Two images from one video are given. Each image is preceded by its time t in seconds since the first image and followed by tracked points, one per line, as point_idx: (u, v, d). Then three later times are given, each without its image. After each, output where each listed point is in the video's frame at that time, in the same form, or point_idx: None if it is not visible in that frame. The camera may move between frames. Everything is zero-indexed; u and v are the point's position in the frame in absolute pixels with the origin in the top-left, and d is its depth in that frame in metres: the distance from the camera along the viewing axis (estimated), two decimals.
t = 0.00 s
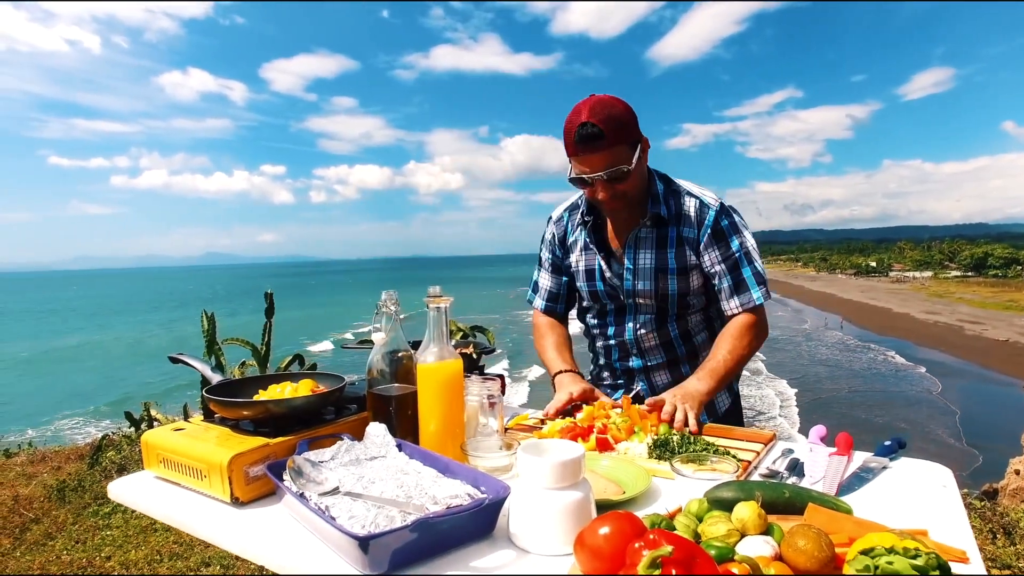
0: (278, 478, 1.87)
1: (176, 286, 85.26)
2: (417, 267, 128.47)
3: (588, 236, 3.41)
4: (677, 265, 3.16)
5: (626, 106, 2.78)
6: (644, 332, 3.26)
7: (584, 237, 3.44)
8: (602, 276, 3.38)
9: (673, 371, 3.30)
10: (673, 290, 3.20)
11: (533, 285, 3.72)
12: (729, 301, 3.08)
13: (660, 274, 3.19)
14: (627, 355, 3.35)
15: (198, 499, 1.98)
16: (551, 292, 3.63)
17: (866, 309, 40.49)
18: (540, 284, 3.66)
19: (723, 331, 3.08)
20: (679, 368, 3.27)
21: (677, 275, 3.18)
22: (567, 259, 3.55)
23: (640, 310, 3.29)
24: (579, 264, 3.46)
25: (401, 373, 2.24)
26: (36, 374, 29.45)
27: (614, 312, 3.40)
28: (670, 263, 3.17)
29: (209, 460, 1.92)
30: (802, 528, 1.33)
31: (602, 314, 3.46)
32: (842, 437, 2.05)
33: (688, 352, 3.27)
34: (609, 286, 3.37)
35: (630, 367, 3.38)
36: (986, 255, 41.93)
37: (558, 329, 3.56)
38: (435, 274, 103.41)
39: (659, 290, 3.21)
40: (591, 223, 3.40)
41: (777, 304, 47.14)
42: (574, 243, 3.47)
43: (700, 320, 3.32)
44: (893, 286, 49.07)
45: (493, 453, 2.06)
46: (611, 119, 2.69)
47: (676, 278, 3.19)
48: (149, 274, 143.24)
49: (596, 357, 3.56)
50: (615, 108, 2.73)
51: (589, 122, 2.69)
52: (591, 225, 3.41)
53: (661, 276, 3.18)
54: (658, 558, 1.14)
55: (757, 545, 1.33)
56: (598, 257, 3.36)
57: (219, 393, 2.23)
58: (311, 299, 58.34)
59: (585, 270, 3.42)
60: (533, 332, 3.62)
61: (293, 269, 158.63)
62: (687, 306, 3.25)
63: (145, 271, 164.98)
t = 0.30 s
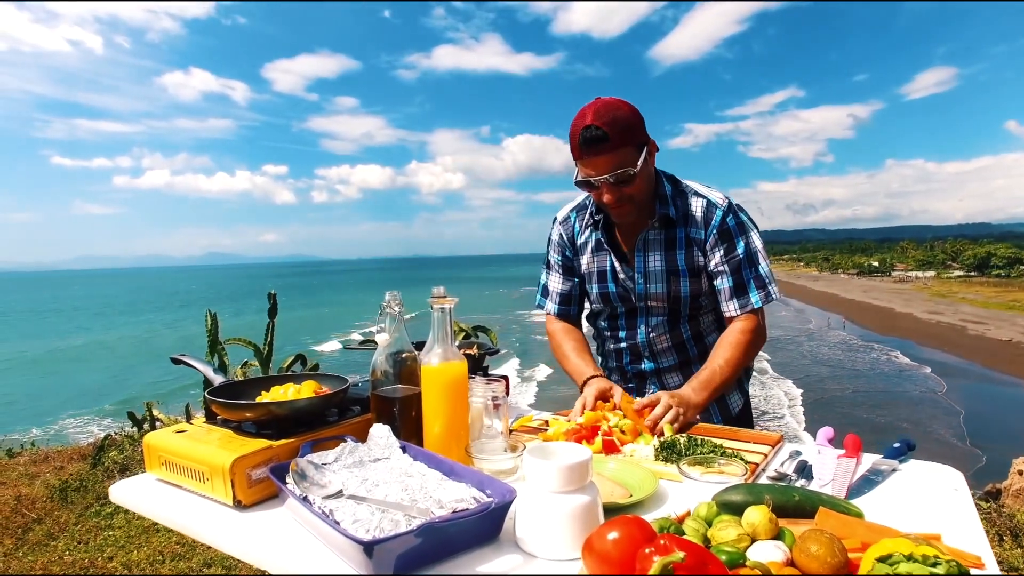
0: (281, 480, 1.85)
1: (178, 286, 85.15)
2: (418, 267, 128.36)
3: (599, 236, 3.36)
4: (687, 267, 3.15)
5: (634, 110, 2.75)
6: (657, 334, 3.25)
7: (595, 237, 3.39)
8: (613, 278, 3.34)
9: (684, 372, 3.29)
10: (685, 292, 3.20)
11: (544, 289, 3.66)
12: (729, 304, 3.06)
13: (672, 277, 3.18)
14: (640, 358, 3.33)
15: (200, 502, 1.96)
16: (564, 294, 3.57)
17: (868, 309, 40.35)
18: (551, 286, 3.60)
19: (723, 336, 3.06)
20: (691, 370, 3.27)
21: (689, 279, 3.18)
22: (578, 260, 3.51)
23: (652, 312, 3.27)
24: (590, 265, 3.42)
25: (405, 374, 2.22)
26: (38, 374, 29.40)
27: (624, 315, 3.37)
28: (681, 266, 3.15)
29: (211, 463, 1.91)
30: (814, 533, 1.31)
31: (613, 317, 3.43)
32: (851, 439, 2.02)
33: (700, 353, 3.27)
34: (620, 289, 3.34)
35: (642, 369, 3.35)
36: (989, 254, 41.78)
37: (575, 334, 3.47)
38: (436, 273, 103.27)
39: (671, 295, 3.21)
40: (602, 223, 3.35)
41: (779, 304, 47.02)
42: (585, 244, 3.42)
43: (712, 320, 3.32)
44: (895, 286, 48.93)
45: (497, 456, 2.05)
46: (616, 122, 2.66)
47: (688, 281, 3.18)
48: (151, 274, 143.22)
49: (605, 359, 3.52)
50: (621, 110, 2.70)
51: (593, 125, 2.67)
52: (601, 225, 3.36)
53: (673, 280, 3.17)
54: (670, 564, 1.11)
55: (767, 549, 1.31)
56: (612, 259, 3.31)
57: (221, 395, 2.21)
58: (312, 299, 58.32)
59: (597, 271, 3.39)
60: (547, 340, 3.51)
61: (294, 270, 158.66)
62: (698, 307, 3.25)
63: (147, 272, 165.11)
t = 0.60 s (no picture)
0: (290, 488, 1.83)
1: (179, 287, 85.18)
2: (419, 267, 128.29)
3: (611, 245, 3.34)
4: (699, 275, 3.14)
5: (639, 120, 2.72)
6: (673, 341, 3.24)
7: (607, 245, 3.36)
8: (626, 286, 3.33)
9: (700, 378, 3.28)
10: (698, 301, 3.19)
11: (559, 299, 3.62)
12: (734, 311, 3.04)
13: (683, 286, 3.18)
14: (656, 365, 3.32)
15: (206, 510, 1.94)
16: (582, 304, 3.53)
17: (869, 309, 40.31)
18: (567, 295, 3.57)
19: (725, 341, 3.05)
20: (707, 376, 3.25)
21: (700, 287, 3.16)
22: (591, 268, 3.48)
23: (666, 320, 3.27)
24: (604, 274, 3.40)
25: (414, 379, 2.20)
26: (37, 375, 29.41)
27: (639, 323, 3.36)
28: (692, 274, 3.14)
29: (219, 470, 1.88)
30: (836, 544, 1.29)
31: (627, 324, 3.43)
32: (866, 445, 1.99)
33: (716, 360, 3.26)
34: (634, 298, 3.33)
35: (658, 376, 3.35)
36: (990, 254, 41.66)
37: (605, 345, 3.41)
38: (437, 274, 103.25)
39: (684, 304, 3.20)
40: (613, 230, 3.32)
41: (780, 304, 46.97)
42: (597, 252, 3.40)
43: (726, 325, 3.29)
44: (896, 286, 48.86)
45: (508, 462, 2.02)
46: (620, 134, 2.64)
47: (700, 289, 3.17)
48: (151, 274, 143.32)
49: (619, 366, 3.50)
50: (625, 123, 2.68)
51: (598, 138, 2.64)
52: (611, 233, 3.33)
53: (685, 288, 3.16)
54: None
55: (790, 561, 1.29)
56: (625, 266, 3.29)
57: (227, 401, 2.19)
58: (313, 300, 58.28)
59: (611, 279, 3.38)
60: (572, 350, 3.45)
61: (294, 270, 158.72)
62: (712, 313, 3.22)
63: (148, 272, 165.18)
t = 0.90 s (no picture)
0: (306, 487, 1.82)
1: (179, 287, 85.18)
2: (419, 267, 128.23)
3: (627, 265, 3.33)
4: (715, 292, 3.14)
5: (648, 143, 2.71)
6: (694, 354, 3.26)
7: (624, 267, 3.35)
8: (645, 304, 3.34)
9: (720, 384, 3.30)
10: (717, 316, 3.20)
11: (579, 320, 3.61)
12: (746, 324, 3.05)
13: (702, 303, 3.19)
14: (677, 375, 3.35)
15: (220, 509, 1.93)
16: (603, 323, 3.52)
17: (869, 309, 40.30)
18: (586, 315, 3.55)
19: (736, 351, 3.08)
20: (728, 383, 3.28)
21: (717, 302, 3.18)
22: (610, 289, 3.47)
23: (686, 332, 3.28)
24: (622, 294, 3.41)
25: (428, 378, 2.19)
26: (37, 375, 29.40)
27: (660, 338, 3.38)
28: (709, 292, 3.15)
29: (234, 469, 1.87)
30: (863, 543, 1.28)
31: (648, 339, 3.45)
32: (881, 443, 1.98)
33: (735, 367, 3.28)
34: (653, 314, 3.34)
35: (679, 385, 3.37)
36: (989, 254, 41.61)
37: (632, 356, 3.40)
38: (437, 274, 103.17)
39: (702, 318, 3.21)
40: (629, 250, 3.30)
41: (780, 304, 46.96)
42: (615, 274, 3.38)
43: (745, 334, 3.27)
44: (895, 286, 48.84)
45: (524, 461, 2.01)
46: (630, 159, 2.63)
47: (717, 306, 3.18)
48: (152, 274, 143.30)
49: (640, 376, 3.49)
50: (633, 148, 2.66)
51: (607, 163, 2.63)
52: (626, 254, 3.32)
53: (703, 305, 3.18)
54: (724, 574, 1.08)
55: (815, 559, 1.28)
56: (642, 286, 3.30)
57: (240, 400, 2.18)
58: (313, 299, 58.28)
59: (630, 299, 3.38)
60: (594, 366, 3.44)
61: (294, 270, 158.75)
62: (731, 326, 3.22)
63: (148, 272, 165.21)
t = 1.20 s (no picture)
0: (313, 489, 1.81)
1: (171, 286, 84.74)
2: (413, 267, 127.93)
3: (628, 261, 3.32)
4: (717, 291, 3.16)
5: (649, 132, 2.74)
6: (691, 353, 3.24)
7: (626, 261, 3.33)
8: (645, 300, 3.34)
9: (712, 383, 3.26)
10: (717, 315, 3.22)
11: (576, 316, 3.57)
12: (747, 322, 3.06)
13: (703, 301, 3.21)
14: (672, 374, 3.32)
15: (227, 513, 1.91)
16: (602, 319, 3.49)
17: (862, 309, 40.47)
18: (584, 312, 3.51)
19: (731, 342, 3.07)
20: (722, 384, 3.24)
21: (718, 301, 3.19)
22: (611, 285, 3.44)
23: (684, 329, 3.28)
24: (622, 289, 3.40)
25: (436, 380, 2.18)
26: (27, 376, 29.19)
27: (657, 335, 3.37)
28: (711, 290, 3.17)
29: (240, 471, 1.85)
30: (882, 544, 1.27)
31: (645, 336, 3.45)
32: (888, 442, 1.98)
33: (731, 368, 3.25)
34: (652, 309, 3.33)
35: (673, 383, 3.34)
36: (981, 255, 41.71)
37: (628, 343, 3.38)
38: (431, 274, 102.92)
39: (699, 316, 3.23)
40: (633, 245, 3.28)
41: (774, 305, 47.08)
42: (617, 269, 3.36)
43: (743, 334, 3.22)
44: (888, 286, 48.97)
45: (533, 462, 2.01)
46: (627, 145, 2.69)
47: (719, 304, 3.20)
48: (145, 274, 142.61)
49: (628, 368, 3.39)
50: (632, 134, 2.71)
51: (599, 143, 2.71)
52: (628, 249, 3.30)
53: (703, 303, 3.20)
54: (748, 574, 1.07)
55: (834, 560, 1.27)
56: (642, 280, 3.27)
57: (245, 401, 2.15)
58: (307, 299, 58.12)
59: (630, 294, 3.37)
60: (589, 357, 3.41)
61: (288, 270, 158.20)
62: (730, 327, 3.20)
63: (140, 272, 164.29)
